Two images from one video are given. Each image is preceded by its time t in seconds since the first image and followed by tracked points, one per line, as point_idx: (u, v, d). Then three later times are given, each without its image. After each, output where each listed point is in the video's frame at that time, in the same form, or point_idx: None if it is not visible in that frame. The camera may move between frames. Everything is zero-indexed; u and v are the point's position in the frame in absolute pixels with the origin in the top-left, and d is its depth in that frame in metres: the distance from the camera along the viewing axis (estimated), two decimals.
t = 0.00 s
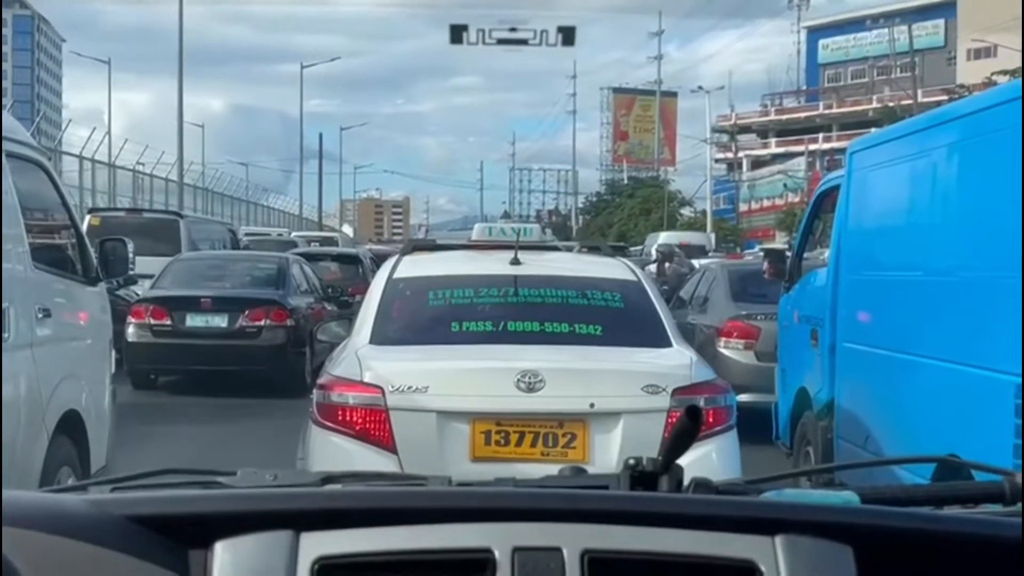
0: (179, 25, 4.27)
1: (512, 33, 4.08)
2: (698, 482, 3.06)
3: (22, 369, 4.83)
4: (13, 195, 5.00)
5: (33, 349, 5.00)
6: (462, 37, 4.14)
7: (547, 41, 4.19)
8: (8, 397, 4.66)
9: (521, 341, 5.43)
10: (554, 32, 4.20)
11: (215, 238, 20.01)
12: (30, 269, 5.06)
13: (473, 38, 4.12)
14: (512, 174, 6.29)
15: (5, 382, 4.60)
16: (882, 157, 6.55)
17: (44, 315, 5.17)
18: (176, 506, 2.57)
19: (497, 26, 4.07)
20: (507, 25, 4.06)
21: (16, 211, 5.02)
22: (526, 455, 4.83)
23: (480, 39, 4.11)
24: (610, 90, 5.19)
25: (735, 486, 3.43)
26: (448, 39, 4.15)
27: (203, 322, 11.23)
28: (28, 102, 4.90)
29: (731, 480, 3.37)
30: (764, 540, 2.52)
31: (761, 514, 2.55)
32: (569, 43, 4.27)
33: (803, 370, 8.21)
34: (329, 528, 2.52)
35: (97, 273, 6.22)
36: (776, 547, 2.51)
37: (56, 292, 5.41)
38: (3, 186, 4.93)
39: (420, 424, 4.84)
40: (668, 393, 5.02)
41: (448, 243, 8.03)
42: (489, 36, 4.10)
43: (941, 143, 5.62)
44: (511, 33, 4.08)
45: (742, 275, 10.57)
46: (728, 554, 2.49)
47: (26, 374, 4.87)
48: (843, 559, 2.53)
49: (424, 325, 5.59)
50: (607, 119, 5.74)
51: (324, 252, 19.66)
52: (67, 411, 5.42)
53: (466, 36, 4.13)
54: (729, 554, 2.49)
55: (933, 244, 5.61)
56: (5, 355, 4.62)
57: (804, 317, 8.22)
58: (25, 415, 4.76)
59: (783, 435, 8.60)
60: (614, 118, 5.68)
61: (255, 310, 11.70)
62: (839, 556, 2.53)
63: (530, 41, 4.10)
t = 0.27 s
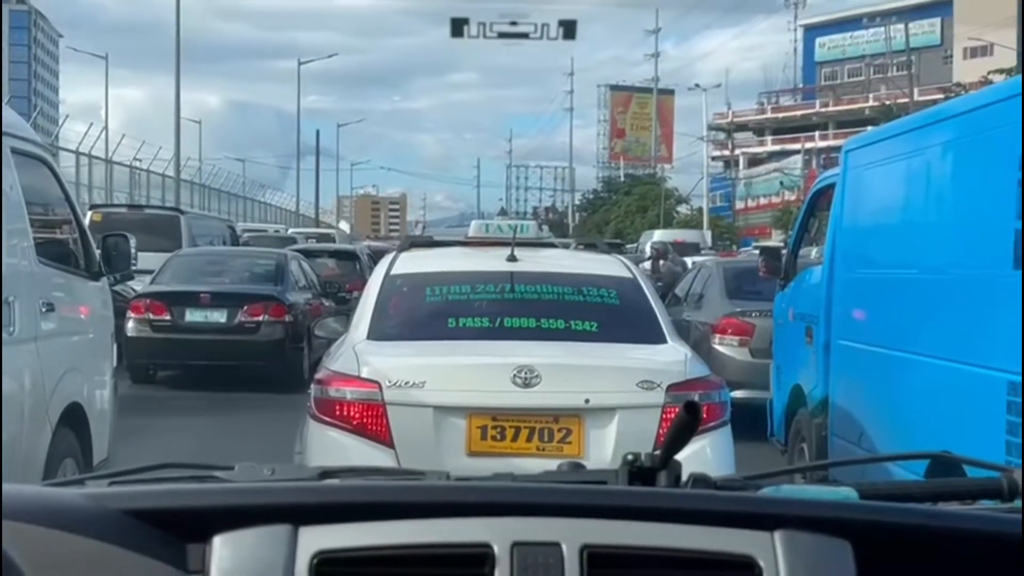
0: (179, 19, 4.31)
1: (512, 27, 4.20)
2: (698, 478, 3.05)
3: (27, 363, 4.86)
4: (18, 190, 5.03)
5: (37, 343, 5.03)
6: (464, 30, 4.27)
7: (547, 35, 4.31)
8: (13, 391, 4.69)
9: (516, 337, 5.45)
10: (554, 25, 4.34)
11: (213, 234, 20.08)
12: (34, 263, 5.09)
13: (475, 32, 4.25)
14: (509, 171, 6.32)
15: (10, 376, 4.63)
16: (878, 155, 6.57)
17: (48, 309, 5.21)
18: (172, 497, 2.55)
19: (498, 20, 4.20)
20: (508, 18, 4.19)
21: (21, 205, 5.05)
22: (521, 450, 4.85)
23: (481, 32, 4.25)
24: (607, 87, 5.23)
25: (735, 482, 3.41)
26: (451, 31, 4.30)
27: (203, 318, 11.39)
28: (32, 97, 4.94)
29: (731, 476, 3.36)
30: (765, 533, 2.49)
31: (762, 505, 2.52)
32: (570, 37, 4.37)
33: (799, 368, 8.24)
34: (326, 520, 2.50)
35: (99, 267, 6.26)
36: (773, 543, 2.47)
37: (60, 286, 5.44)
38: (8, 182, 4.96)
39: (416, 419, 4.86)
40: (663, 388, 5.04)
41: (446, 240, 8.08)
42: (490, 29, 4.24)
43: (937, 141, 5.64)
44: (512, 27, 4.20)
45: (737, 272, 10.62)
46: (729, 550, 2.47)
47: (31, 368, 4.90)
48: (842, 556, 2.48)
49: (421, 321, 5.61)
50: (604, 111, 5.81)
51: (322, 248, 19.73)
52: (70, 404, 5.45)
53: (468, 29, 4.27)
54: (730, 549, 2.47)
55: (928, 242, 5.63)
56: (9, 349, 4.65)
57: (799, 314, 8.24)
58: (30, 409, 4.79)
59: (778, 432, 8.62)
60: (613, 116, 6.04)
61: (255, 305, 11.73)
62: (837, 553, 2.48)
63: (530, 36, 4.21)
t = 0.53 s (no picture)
0: (172, 14, 4.34)
1: (505, 19, 4.28)
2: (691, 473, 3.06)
3: (27, 359, 4.90)
4: (18, 187, 5.06)
5: (37, 338, 5.07)
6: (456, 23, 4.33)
7: (541, 27, 4.36)
8: (14, 387, 4.73)
9: (510, 335, 5.47)
10: (549, 18, 4.39)
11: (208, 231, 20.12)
12: (33, 260, 5.12)
13: (467, 25, 4.33)
14: (503, 168, 6.35)
15: (11, 372, 4.67)
16: (871, 155, 6.59)
17: (47, 305, 5.25)
18: (164, 490, 2.56)
19: (491, 12, 4.29)
20: (501, 11, 4.26)
21: (21, 202, 5.09)
22: (515, 448, 4.88)
23: (473, 25, 4.33)
24: (600, 86, 5.28)
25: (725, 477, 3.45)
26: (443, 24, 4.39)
27: (198, 314, 11.51)
28: (28, 95, 4.98)
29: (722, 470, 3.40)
30: (758, 528, 2.51)
31: (754, 500, 2.54)
32: (564, 30, 4.42)
33: (791, 364, 8.27)
34: (318, 515, 2.51)
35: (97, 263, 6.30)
36: (766, 538, 2.49)
37: (58, 283, 5.48)
38: (8, 179, 4.98)
39: (411, 417, 4.88)
40: (657, 386, 5.07)
41: (439, 237, 8.10)
42: (483, 22, 4.31)
43: (929, 141, 5.66)
44: (504, 20, 4.28)
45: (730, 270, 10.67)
46: (720, 544, 2.49)
47: (30, 364, 4.94)
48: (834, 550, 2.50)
49: (415, 318, 5.63)
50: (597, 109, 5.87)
51: (317, 246, 19.75)
52: (68, 399, 5.49)
53: (460, 23, 4.34)
54: (720, 543, 2.49)
55: (921, 241, 5.65)
56: (9, 345, 4.69)
57: (792, 311, 8.27)
58: (29, 405, 4.83)
59: (770, 428, 8.65)
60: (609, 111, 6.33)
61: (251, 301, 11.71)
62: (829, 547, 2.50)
63: (523, 28, 4.28)
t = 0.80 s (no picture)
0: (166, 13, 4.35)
1: (499, 17, 4.29)
2: (685, 470, 3.07)
3: (29, 356, 4.92)
4: (19, 185, 5.07)
5: (38, 335, 5.09)
6: (449, 20, 4.35)
7: (535, 24, 4.36)
8: (16, 384, 4.75)
9: (505, 333, 5.48)
10: (543, 16, 4.40)
11: (203, 230, 20.13)
12: (33, 258, 5.13)
13: (460, 23, 4.30)
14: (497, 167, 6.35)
15: (13, 370, 4.68)
16: (862, 152, 6.61)
17: (48, 303, 5.26)
18: (159, 489, 2.56)
19: (485, 10, 4.29)
20: (495, 8, 4.27)
21: (21, 200, 5.10)
22: (509, 446, 4.89)
23: (466, 23, 4.30)
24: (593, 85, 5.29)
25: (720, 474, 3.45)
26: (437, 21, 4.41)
27: (195, 312, 11.80)
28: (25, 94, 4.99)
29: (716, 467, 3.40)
30: (753, 525, 2.52)
31: (749, 498, 2.54)
32: (557, 27, 4.43)
33: (783, 360, 8.28)
34: (313, 513, 2.51)
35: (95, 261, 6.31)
36: (760, 534, 2.50)
37: (57, 280, 5.49)
38: (8, 177, 4.99)
39: (405, 416, 4.89)
40: (651, 384, 5.08)
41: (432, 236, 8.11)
42: (477, 20, 4.31)
43: (920, 138, 5.67)
44: (499, 17, 4.29)
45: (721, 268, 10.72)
46: (715, 541, 2.49)
47: (31, 361, 4.95)
48: (828, 548, 2.51)
49: (409, 317, 5.64)
50: (590, 107, 5.90)
51: (312, 245, 19.76)
52: (69, 394, 5.52)
53: (453, 19, 4.36)
54: (715, 540, 2.49)
55: (911, 238, 5.66)
56: (10, 342, 4.70)
57: (784, 308, 8.28)
58: (31, 402, 4.85)
59: (762, 424, 8.67)
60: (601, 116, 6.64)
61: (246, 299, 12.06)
62: (823, 545, 2.51)
63: (518, 24, 4.29)
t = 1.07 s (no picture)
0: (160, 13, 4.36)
1: (491, 15, 4.31)
2: (679, 468, 3.06)
3: (31, 354, 4.93)
4: (20, 184, 5.09)
5: (40, 332, 5.12)
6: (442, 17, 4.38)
7: (528, 23, 4.38)
8: (20, 382, 4.78)
9: (498, 331, 5.48)
10: (536, 14, 4.41)
11: (198, 229, 20.14)
12: (35, 257, 5.15)
13: (453, 21, 4.36)
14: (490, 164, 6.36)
15: (17, 369, 4.71)
16: (851, 149, 6.61)
17: (49, 301, 5.29)
18: (152, 489, 2.55)
19: (478, 8, 4.31)
20: (488, 7, 4.29)
21: (22, 198, 5.12)
22: (503, 444, 4.89)
23: (459, 21, 4.35)
24: (583, 84, 5.30)
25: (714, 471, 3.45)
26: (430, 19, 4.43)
27: (192, 311, 11.92)
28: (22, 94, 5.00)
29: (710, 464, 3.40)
30: (746, 523, 2.51)
31: (742, 496, 2.54)
32: (550, 26, 4.40)
33: (773, 357, 8.29)
34: (305, 512, 2.50)
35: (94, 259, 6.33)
36: (753, 532, 2.49)
37: (58, 279, 5.51)
38: (12, 176, 5.01)
39: (398, 415, 4.89)
40: (644, 382, 5.08)
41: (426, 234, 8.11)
42: (469, 19, 4.35)
43: (907, 136, 5.68)
44: (491, 16, 4.31)
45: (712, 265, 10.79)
46: (709, 538, 2.49)
47: (35, 358, 4.98)
48: (822, 546, 2.51)
49: (402, 315, 5.63)
50: (582, 106, 5.90)
51: (307, 243, 19.77)
52: (70, 391, 5.55)
53: (446, 18, 4.40)
54: (709, 538, 2.49)
55: (898, 234, 5.67)
56: (15, 341, 4.73)
57: (774, 304, 8.29)
58: (32, 401, 4.86)
59: (752, 419, 8.68)
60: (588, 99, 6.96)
61: (243, 298, 12.13)
62: (817, 543, 2.50)
63: (510, 23, 4.31)
